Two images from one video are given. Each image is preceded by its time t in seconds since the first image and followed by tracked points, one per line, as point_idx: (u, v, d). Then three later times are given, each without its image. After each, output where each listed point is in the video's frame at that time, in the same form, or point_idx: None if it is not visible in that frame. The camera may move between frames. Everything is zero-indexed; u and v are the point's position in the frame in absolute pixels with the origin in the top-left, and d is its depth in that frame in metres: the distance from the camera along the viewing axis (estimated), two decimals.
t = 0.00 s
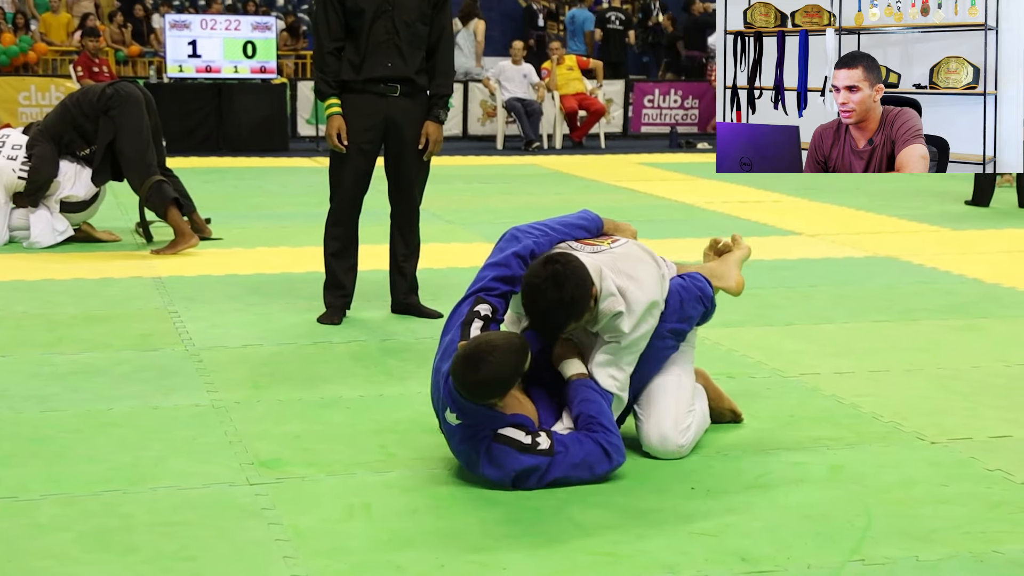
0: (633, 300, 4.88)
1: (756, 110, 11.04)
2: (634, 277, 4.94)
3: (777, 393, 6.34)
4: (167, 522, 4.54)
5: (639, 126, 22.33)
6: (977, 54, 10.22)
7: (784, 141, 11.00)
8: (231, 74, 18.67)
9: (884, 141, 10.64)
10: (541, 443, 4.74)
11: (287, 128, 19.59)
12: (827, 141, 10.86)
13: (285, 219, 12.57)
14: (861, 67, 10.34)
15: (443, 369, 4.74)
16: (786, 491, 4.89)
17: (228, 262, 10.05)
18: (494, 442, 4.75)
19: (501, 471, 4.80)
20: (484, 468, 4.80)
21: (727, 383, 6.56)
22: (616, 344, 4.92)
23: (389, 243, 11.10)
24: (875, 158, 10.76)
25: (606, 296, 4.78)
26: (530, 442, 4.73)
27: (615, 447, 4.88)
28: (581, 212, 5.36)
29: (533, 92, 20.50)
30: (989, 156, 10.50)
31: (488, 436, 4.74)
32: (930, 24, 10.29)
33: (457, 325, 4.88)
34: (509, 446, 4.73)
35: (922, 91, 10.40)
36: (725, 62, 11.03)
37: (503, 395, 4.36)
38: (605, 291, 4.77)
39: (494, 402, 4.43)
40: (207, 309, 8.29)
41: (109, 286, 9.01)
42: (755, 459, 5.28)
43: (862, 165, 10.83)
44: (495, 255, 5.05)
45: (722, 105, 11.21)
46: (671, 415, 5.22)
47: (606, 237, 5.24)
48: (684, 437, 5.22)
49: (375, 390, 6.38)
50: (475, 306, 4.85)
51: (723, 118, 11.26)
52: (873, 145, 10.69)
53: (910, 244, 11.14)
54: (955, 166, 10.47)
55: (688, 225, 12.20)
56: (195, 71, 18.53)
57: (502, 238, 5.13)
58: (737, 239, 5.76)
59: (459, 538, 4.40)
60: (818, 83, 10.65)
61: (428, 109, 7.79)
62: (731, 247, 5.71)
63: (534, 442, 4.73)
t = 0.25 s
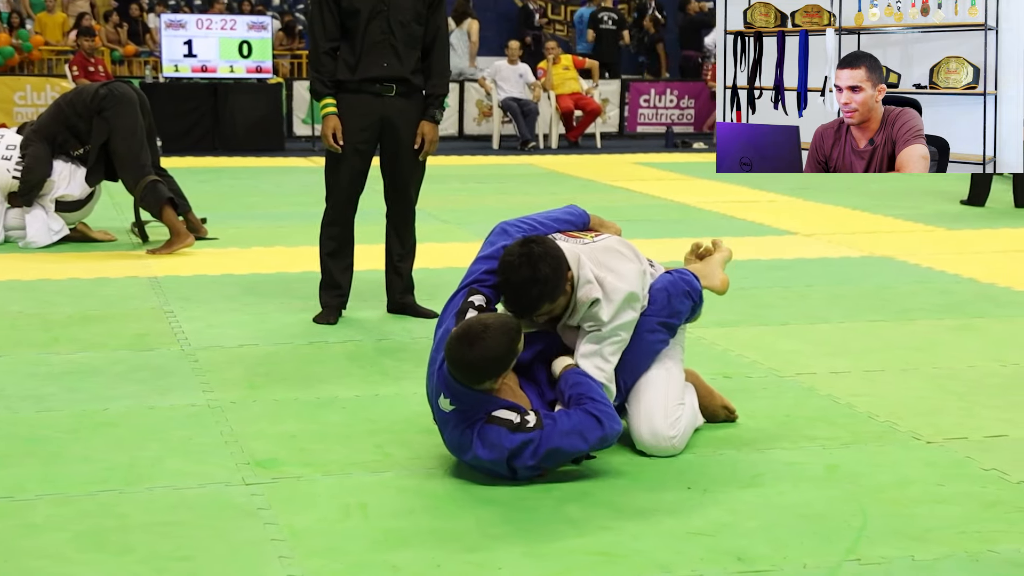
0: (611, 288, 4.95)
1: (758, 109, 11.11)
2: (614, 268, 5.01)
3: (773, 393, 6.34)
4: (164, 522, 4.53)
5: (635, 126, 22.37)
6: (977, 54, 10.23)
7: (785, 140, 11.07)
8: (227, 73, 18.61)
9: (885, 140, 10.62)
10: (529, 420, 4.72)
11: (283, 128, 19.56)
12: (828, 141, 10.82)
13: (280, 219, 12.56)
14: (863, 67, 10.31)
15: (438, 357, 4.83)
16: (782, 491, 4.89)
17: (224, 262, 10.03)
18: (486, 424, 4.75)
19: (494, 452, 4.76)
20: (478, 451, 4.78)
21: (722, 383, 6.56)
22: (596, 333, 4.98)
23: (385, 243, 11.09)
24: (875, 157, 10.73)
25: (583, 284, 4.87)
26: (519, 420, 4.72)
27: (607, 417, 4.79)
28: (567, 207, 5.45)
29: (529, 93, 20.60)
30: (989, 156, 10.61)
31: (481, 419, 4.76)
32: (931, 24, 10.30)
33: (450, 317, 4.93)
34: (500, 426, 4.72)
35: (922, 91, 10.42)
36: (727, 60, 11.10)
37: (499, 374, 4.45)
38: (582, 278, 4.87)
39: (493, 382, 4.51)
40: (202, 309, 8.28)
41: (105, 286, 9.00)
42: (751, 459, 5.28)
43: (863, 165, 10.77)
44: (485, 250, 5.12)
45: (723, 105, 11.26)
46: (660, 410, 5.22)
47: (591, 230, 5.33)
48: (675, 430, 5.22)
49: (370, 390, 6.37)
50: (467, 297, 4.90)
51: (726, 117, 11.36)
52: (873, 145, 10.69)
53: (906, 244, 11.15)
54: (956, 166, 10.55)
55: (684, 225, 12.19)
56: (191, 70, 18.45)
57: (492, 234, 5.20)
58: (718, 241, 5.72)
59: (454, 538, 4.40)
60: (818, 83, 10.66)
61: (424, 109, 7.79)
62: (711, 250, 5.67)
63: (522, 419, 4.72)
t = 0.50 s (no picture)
0: (600, 287, 4.94)
1: (756, 110, 11.13)
2: (602, 268, 5.00)
3: (768, 393, 6.35)
4: (159, 522, 4.53)
5: (631, 126, 22.43)
6: (977, 54, 10.25)
7: (785, 140, 11.07)
8: (222, 73, 18.59)
9: (886, 141, 10.62)
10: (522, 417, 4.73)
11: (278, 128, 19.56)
12: (828, 141, 10.82)
13: (276, 219, 12.55)
14: (864, 67, 10.35)
15: (430, 356, 4.84)
16: (777, 491, 4.89)
17: (219, 262, 10.02)
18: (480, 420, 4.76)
19: (488, 448, 4.75)
20: (472, 449, 4.78)
21: (717, 383, 6.56)
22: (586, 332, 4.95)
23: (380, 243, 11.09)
24: (875, 159, 10.73)
25: (571, 282, 4.87)
26: (512, 416, 4.73)
27: (600, 415, 4.73)
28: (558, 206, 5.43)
29: (525, 93, 20.52)
30: (989, 155, 10.60)
31: (475, 416, 4.76)
32: (931, 24, 10.32)
33: (440, 316, 4.93)
34: (493, 422, 4.72)
35: (922, 91, 10.42)
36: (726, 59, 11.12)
37: (492, 368, 4.45)
38: (571, 276, 4.87)
39: (487, 375, 4.50)
40: (198, 309, 8.28)
41: (101, 286, 8.99)
42: (746, 459, 5.29)
43: (864, 165, 10.77)
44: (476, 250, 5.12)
45: (722, 105, 11.27)
46: (657, 413, 5.22)
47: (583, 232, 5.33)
48: (671, 433, 5.22)
49: (366, 390, 6.37)
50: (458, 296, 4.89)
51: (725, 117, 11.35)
52: (873, 145, 10.68)
53: (901, 244, 11.16)
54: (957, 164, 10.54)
55: (679, 225, 12.20)
56: (186, 71, 18.42)
57: (483, 234, 5.20)
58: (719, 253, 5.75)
59: (450, 538, 4.40)
60: (818, 83, 10.69)
61: (419, 109, 7.78)
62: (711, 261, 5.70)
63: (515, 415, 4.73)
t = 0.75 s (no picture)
0: (609, 286, 4.95)
1: (756, 111, 11.15)
2: (614, 270, 5.01)
3: (764, 393, 6.35)
4: (155, 522, 4.53)
5: (627, 126, 22.36)
6: (977, 54, 10.18)
7: (785, 141, 11.08)
8: (218, 73, 18.59)
9: (886, 140, 10.76)
10: (517, 440, 4.74)
11: (274, 128, 19.53)
12: (828, 141, 10.92)
13: (271, 219, 12.54)
14: (865, 67, 10.39)
15: (431, 356, 4.82)
16: (773, 491, 4.90)
17: (216, 263, 10.02)
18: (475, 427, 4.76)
19: (479, 458, 4.78)
20: (466, 454, 4.80)
21: (714, 383, 6.56)
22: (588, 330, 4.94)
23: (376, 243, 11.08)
24: (875, 159, 10.89)
25: (582, 277, 4.92)
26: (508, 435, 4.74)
27: (596, 471, 4.77)
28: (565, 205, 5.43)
29: (522, 93, 20.53)
30: (990, 156, 10.52)
31: (473, 422, 4.76)
32: (931, 24, 10.31)
33: (443, 315, 4.93)
34: (489, 435, 4.73)
35: (922, 91, 10.49)
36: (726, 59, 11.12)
37: (493, 371, 4.46)
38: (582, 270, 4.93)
39: (486, 379, 4.51)
40: (194, 309, 8.27)
41: (96, 286, 8.98)
42: (742, 458, 5.29)
43: (864, 165, 10.91)
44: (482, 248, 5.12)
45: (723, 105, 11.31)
46: (653, 413, 5.22)
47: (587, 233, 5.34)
48: (668, 433, 5.23)
49: (362, 390, 6.37)
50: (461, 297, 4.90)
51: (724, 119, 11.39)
52: (874, 145, 10.82)
53: (897, 244, 11.16)
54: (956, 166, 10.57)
55: (676, 225, 12.20)
56: (182, 70, 18.47)
57: (489, 233, 5.20)
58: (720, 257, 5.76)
59: (446, 537, 4.40)
60: (818, 83, 10.77)
61: (415, 108, 7.78)
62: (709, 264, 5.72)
63: (511, 437, 4.73)
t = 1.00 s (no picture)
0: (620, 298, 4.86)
1: (756, 111, 11.25)
2: (625, 278, 4.93)
3: (761, 392, 6.35)
4: (151, 522, 4.52)
5: (623, 125, 22.37)
6: (977, 54, 10.16)
7: (785, 141, 11.15)
8: (215, 73, 18.61)
9: (886, 139, 10.71)
10: (524, 434, 4.72)
11: (271, 128, 19.52)
12: (828, 141, 10.91)
13: (267, 219, 12.53)
14: (866, 67, 10.39)
15: (436, 352, 4.80)
16: (771, 491, 4.90)
17: (212, 263, 10.01)
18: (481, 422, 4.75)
19: (486, 453, 4.77)
20: (470, 449, 4.79)
21: (711, 383, 6.56)
22: (602, 337, 4.85)
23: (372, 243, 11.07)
24: (876, 160, 10.84)
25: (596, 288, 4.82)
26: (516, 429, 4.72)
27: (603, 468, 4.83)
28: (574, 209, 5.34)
29: (518, 92, 20.57)
30: (990, 156, 10.48)
31: (479, 417, 4.75)
32: (931, 24, 10.29)
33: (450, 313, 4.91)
34: (495, 430, 4.72)
35: (922, 91, 10.46)
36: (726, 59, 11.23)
37: (501, 369, 4.46)
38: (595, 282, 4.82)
39: (493, 376, 4.51)
40: (190, 309, 8.26)
41: (93, 286, 8.97)
42: (739, 458, 5.29)
43: (864, 165, 10.86)
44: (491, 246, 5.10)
45: (723, 105, 11.41)
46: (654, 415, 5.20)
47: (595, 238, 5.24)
48: (666, 432, 5.21)
49: (359, 390, 6.37)
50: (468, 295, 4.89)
51: (724, 118, 11.48)
52: (875, 145, 10.79)
53: (894, 244, 11.16)
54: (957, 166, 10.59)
55: (672, 225, 12.19)
56: (179, 70, 18.40)
57: (498, 231, 5.15)
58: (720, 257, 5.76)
59: (443, 537, 4.40)
60: (818, 84, 10.78)
61: (412, 108, 7.79)
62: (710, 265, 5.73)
63: (518, 431, 4.71)
